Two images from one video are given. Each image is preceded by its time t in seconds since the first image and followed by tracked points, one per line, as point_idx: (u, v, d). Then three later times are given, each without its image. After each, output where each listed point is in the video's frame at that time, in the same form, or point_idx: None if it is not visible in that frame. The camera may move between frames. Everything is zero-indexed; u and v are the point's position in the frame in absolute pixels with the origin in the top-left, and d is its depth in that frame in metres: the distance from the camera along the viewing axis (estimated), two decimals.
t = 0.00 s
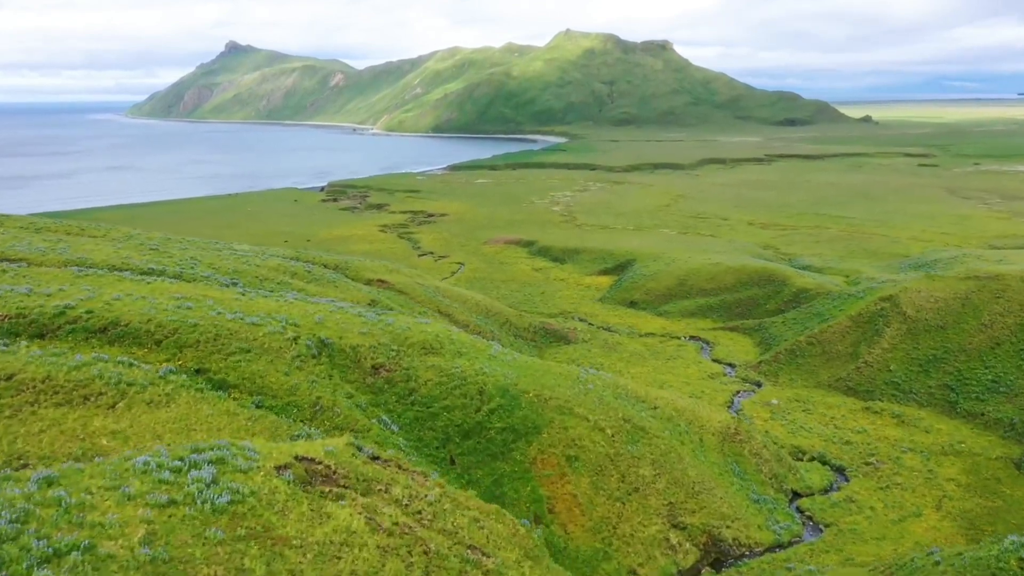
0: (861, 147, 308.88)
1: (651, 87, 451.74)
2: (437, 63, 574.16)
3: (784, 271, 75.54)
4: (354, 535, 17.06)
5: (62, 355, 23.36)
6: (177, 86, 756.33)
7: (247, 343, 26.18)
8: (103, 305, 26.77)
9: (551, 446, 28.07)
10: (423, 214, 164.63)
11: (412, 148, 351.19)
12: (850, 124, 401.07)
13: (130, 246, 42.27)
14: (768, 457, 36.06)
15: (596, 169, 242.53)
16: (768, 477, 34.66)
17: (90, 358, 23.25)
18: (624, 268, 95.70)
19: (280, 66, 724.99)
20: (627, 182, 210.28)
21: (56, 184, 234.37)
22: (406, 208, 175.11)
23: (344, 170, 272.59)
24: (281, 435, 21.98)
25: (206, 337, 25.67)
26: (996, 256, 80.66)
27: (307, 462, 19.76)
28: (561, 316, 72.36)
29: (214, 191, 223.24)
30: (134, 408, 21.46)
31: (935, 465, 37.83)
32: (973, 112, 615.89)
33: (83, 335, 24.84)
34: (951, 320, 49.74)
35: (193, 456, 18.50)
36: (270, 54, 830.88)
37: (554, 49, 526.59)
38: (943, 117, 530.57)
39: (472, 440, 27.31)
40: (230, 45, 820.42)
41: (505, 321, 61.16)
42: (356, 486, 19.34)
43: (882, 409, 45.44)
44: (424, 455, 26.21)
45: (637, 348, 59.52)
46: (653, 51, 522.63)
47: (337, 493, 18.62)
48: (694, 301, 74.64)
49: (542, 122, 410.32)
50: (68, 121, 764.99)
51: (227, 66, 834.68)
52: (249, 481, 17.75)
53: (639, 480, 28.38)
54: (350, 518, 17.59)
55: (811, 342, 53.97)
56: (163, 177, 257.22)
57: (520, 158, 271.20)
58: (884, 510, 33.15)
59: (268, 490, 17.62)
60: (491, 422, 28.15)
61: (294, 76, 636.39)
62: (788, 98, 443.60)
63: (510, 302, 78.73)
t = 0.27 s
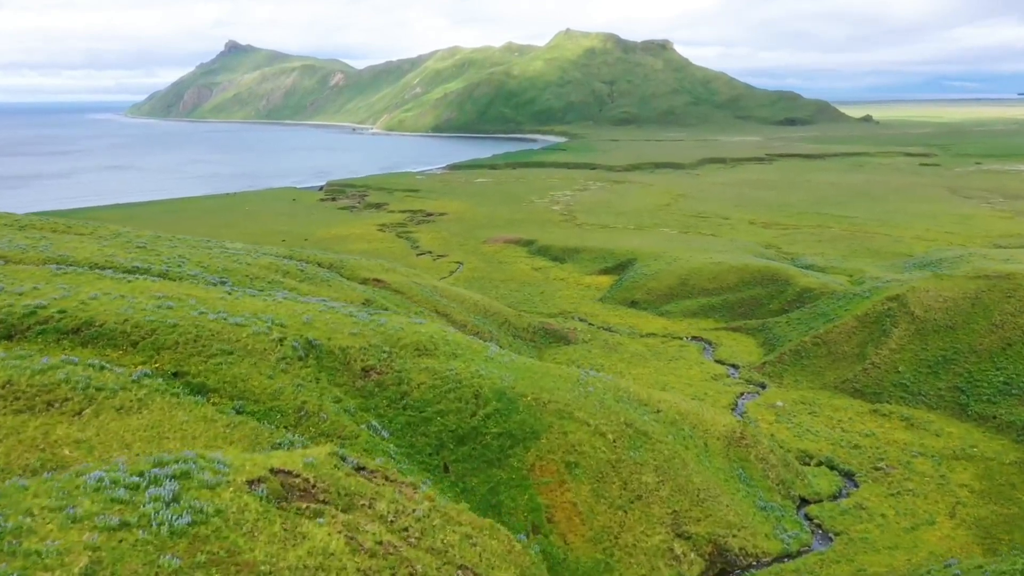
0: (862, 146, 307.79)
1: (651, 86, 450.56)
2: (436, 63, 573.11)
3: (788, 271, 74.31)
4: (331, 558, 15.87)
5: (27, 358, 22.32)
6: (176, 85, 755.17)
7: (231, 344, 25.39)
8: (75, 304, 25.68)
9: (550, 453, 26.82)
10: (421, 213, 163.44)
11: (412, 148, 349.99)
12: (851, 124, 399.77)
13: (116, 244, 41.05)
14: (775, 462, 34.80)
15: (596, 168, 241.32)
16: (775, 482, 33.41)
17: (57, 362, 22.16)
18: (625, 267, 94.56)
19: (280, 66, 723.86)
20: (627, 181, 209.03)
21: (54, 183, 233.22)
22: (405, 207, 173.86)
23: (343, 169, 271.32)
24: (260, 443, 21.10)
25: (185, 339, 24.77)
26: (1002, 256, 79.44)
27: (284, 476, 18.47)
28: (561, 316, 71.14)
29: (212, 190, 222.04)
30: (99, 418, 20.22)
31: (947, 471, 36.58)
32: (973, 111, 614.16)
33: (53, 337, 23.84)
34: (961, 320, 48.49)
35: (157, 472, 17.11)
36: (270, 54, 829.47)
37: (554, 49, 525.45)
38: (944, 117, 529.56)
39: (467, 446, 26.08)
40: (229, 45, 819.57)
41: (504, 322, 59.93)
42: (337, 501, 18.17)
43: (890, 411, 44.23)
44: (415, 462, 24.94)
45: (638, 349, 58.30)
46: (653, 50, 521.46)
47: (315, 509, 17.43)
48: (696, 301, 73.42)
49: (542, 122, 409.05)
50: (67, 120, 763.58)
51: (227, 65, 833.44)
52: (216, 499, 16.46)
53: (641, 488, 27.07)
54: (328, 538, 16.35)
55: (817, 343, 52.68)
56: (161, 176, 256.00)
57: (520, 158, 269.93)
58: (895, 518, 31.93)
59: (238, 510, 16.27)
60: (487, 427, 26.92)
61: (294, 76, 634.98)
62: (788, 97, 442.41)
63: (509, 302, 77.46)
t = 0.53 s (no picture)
0: (863, 146, 306.74)
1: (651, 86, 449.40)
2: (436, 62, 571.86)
3: (791, 270, 73.08)
4: None
5: None
6: (176, 85, 753.76)
7: (212, 346, 24.42)
8: (46, 304, 24.72)
9: (549, 459, 25.63)
10: (420, 212, 162.32)
11: (411, 147, 348.78)
12: (852, 123, 398.48)
13: (101, 242, 39.82)
14: (781, 467, 33.56)
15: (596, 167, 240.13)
16: (782, 488, 32.17)
17: (22, 365, 21.14)
18: (625, 266, 93.39)
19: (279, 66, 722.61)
20: (627, 181, 207.87)
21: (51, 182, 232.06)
22: (404, 206, 172.69)
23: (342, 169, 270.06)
24: (237, 453, 20.04)
25: (162, 340, 23.84)
26: (1007, 255, 78.28)
27: (254, 493, 17.17)
28: (560, 316, 69.90)
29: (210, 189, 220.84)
30: (63, 426, 19.13)
31: (960, 477, 35.32)
32: (973, 111, 612.73)
33: (21, 338, 22.89)
34: (971, 320, 47.24)
35: (105, 490, 15.48)
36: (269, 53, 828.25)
37: (554, 48, 524.34)
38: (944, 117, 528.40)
39: (461, 453, 24.85)
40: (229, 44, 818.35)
41: (502, 322, 58.70)
42: (314, 520, 16.91)
43: (899, 414, 42.99)
44: (406, 470, 23.71)
45: (640, 350, 57.09)
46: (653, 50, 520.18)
47: (289, 529, 16.16)
48: (698, 300, 72.19)
49: (542, 121, 407.84)
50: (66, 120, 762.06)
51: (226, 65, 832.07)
52: (176, 522, 14.89)
53: (643, 496, 25.83)
54: (302, 560, 15.10)
55: (822, 344, 51.44)
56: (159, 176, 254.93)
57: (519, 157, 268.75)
58: (908, 526, 30.73)
59: (200, 531, 14.85)
60: (482, 432, 25.72)
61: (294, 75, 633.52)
62: (789, 96, 441.35)
63: (508, 302, 76.21)
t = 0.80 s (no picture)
0: (864, 146, 305.53)
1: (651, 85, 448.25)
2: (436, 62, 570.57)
3: (795, 269, 71.84)
4: None
5: None
6: (175, 85, 752.05)
7: (188, 349, 23.54)
8: (14, 306, 23.76)
9: (547, 468, 24.40)
10: (420, 212, 161.02)
11: (410, 146, 347.66)
12: (852, 123, 397.24)
13: (85, 240, 38.57)
14: (789, 474, 32.26)
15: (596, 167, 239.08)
16: (790, 496, 30.92)
17: None
18: (626, 266, 92.21)
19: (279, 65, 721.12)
20: (628, 180, 206.70)
21: (50, 181, 230.79)
22: (403, 206, 171.56)
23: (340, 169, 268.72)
24: (211, 465, 18.94)
25: (135, 344, 22.90)
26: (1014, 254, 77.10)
27: (219, 514, 15.90)
28: (560, 317, 68.71)
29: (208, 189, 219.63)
30: (18, 436, 18.03)
31: (973, 485, 34.07)
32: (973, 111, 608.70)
33: None
34: (981, 321, 46.06)
35: (41, 517, 13.97)
36: (269, 53, 826.50)
37: (554, 48, 523.33)
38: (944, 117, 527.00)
39: (453, 462, 23.62)
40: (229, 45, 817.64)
41: (500, 322, 57.50)
42: (285, 545, 15.58)
43: (908, 418, 41.76)
44: (396, 480, 22.47)
45: (641, 351, 55.87)
46: (653, 50, 518.95)
47: (256, 556, 14.84)
48: (700, 301, 71.00)
49: (542, 121, 406.68)
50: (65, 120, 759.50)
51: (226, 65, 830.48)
52: (124, 552, 13.56)
53: (645, 506, 24.54)
54: None
55: (828, 345, 50.17)
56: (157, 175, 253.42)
57: (519, 157, 267.61)
58: (921, 537, 29.50)
59: (150, 560, 13.49)
60: (477, 440, 24.50)
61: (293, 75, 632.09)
62: (789, 96, 439.99)
63: (508, 302, 74.99)
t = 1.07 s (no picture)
0: (865, 145, 304.37)
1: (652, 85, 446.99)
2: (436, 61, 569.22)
3: (798, 269, 70.59)
4: None
5: None
6: (175, 84, 750.45)
7: (163, 352, 22.60)
8: None
9: (545, 477, 23.16)
10: (418, 211, 159.67)
11: (410, 146, 346.42)
12: (853, 122, 395.93)
13: (69, 237, 37.38)
14: (797, 481, 31.04)
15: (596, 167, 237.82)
16: (798, 504, 29.71)
17: None
18: (627, 266, 90.98)
19: (278, 65, 719.75)
20: (628, 180, 205.50)
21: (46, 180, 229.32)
22: (401, 205, 170.43)
23: (339, 168, 267.35)
24: (180, 479, 17.81)
25: (105, 348, 21.90)
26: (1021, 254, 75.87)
27: (175, 538, 14.57)
28: (560, 317, 67.46)
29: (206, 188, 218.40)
30: None
31: (988, 492, 32.84)
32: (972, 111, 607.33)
33: None
34: (992, 322, 44.83)
35: None
36: (269, 53, 824.92)
37: (554, 47, 522.10)
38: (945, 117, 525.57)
39: (446, 471, 22.38)
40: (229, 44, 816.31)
41: (499, 323, 56.24)
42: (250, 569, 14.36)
43: (918, 422, 40.50)
44: (384, 491, 21.27)
45: (642, 352, 54.66)
46: (654, 49, 517.63)
47: None
48: (702, 301, 69.75)
49: (542, 121, 405.41)
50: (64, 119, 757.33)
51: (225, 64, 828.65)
52: None
53: (648, 516, 23.27)
54: None
55: (834, 347, 48.90)
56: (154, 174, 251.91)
57: (519, 157, 266.32)
58: (936, 548, 28.31)
59: None
60: (471, 447, 23.29)
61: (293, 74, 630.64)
62: (790, 96, 438.70)
63: (506, 302, 73.76)
